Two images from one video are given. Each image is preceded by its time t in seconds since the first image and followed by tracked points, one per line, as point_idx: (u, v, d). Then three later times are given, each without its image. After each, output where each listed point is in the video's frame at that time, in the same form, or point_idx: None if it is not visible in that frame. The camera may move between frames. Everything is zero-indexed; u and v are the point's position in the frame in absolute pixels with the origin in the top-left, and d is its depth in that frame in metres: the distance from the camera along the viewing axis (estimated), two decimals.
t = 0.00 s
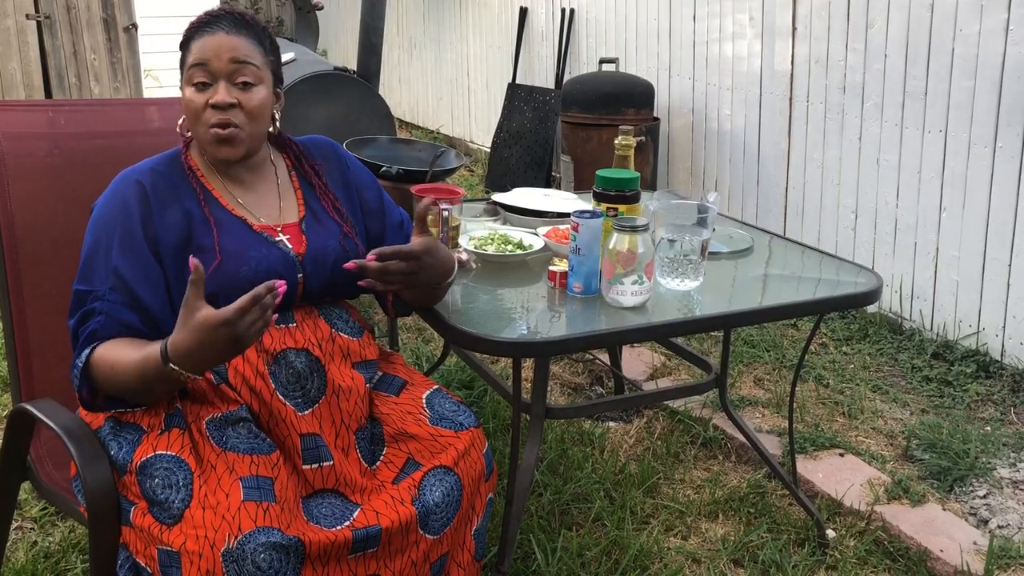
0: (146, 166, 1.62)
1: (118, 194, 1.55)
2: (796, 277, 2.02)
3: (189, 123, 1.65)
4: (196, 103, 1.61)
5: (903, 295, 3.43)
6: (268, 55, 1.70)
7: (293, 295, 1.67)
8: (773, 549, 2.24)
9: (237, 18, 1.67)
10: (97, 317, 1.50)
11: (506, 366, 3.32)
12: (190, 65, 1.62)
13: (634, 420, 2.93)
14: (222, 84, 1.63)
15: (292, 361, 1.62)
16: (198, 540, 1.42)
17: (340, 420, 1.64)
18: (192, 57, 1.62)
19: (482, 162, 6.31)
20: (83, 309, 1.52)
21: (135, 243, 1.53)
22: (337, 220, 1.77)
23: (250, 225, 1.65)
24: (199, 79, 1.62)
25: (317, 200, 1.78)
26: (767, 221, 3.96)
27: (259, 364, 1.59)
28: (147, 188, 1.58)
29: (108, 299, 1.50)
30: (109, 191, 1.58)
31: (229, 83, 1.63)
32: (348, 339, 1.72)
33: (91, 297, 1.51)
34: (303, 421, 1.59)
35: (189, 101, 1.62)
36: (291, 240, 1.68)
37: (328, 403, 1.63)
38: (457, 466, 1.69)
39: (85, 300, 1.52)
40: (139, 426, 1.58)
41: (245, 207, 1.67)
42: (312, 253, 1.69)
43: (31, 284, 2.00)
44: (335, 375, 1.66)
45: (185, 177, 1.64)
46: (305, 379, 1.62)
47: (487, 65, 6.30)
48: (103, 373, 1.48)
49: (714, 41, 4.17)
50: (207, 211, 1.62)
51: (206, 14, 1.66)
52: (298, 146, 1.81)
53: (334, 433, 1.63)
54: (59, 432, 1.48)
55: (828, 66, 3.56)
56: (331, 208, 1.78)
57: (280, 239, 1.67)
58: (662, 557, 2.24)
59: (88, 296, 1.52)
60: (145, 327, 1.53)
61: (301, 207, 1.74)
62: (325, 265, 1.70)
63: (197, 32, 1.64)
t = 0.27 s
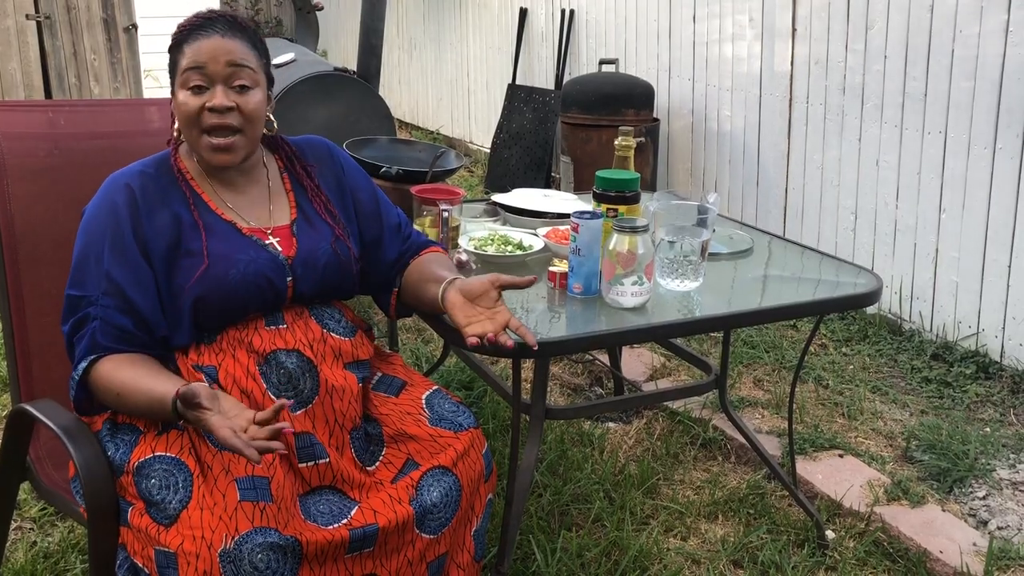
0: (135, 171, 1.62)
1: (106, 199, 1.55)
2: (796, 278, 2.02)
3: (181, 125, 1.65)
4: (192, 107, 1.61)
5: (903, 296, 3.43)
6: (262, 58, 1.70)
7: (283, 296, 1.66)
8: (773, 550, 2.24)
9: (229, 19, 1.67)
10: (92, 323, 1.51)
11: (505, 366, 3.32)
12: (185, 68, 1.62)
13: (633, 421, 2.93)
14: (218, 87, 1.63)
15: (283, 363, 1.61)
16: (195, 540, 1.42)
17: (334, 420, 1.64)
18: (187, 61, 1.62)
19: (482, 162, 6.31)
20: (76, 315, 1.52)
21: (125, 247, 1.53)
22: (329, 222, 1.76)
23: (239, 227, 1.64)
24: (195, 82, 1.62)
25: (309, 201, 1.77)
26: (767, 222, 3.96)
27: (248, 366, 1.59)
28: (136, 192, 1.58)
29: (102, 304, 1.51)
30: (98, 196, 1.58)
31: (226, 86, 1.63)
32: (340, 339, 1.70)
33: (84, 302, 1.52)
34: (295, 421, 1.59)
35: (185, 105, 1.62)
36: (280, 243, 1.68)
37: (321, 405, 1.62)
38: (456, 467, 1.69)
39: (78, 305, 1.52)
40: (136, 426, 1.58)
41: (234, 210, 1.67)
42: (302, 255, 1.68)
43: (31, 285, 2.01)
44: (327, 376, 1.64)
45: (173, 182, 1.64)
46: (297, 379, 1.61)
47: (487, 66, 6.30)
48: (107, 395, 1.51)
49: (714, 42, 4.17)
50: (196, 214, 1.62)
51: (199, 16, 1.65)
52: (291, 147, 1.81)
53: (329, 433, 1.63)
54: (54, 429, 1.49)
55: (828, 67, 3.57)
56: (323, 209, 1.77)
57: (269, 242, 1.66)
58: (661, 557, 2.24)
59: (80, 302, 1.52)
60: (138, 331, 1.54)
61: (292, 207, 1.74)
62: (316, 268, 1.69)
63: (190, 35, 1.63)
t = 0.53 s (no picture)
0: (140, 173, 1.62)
1: (110, 200, 1.56)
2: (796, 279, 2.02)
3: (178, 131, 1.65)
4: (183, 112, 1.61)
5: (902, 297, 3.43)
6: (254, 58, 1.70)
7: (287, 298, 1.66)
8: (772, 551, 2.24)
9: (216, 21, 1.67)
10: (97, 326, 1.51)
11: (505, 367, 3.32)
12: (176, 73, 1.62)
13: (633, 421, 2.93)
14: (207, 90, 1.62)
15: (287, 364, 1.61)
16: (197, 542, 1.42)
17: (336, 421, 1.64)
18: (176, 66, 1.62)
19: (482, 163, 6.31)
20: (82, 318, 1.53)
21: (129, 250, 1.53)
22: (331, 224, 1.76)
23: (243, 230, 1.64)
24: (185, 87, 1.62)
25: (312, 203, 1.77)
26: (766, 223, 3.96)
27: (253, 367, 1.59)
28: (140, 194, 1.58)
29: (107, 307, 1.51)
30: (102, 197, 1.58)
31: (216, 88, 1.63)
32: (343, 341, 1.71)
33: (89, 305, 1.52)
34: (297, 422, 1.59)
35: (177, 110, 1.62)
36: (284, 245, 1.68)
37: (324, 405, 1.63)
38: (456, 467, 1.69)
39: (82, 308, 1.53)
40: (138, 427, 1.58)
41: (236, 213, 1.67)
42: (307, 258, 1.68)
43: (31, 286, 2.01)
44: (330, 377, 1.65)
45: (176, 185, 1.64)
46: (299, 380, 1.61)
47: (487, 67, 6.30)
48: (113, 398, 1.51)
49: (714, 43, 4.17)
50: (201, 217, 1.62)
51: (186, 22, 1.66)
52: (292, 149, 1.82)
53: (330, 434, 1.63)
54: (56, 430, 1.48)
55: (827, 68, 3.57)
56: (326, 211, 1.77)
57: (273, 244, 1.66)
58: (660, 558, 2.24)
59: (85, 305, 1.53)
60: (144, 333, 1.54)
61: (295, 210, 1.74)
62: (319, 270, 1.69)
63: (179, 40, 1.64)
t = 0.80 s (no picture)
0: (142, 171, 1.62)
1: (113, 198, 1.56)
2: (793, 279, 2.03)
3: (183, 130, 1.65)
4: (192, 112, 1.61)
5: (900, 297, 3.43)
6: (261, 59, 1.70)
7: (288, 297, 1.66)
8: (771, 551, 2.24)
9: (225, 21, 1.67)
10: (97, 323, 1.51)
11: (504, 367, 3.33)
12: (184, 73, 1.62)
13: (631, 421, 2.93)
14: (217, 90, 1.62)
15: (286, 362, 1.61)
16: (195, 541, 1.42)
17: (335, 420, 1.64)
18: (185, 66, 1.62)
19: (480, 164, 6.32)
20: (82, 314, 1.53)
21: (132, 248, 1.53)
22: (331, 223, 1.76)
23: (244, 229, 1.64)
24: (194, 87, 1.62)
25: (313, 202, 1.77)
26: (764, 223, 3.97)
27: (252, 365, 1.59)
28: (142, 192, 1.58)
29: (108, 304, 1.51)
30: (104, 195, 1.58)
31: (226, 89, 1.63)
32: (343, 339, 1.71)
33: (90, 302, 1.52)
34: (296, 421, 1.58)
35: (186, 110, 1.62)
36: (285, 244, 1.68)
37: (323, 403, 1.63)
38: (454, 467, 1.69)
39: (83, 305, 1.53)
40: (136, 426, 1.58)
41: (238, 213, 1.67)
42: (308, 257, 1.68)
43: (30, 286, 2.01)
44: (330, 376, 1.65)
45: (177, 183, 1.64)
46: (299, 379, 1.61)
47: (485, 67, 6.31)
48: (113, 394, 1.51)
49: (712, 44, 4.17)
50: (202, 216, 1.62)
51: (195, 20, 1.65)
52: (293, 149, 1.82)
53: (329, 433, 1.63)
54: (54, 430, 1.48)
55: (826, 68, 3.57)
56: (326, 210, 1.78)
57: (274, 243, 1.66)
58: (659, 558, 2.24)
59: (86, 301, 1.53)
60: (144, 331, 1.54)
61: (296, 209, 1.74)
62: (320, 269, 1.69)
63: (187, 39, 1.63)
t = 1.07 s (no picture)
0: (138, 168, 1.62)
1: (109, 194, 1.55)
2: (790, 278, 2.03)
3: (202, 132, 1.62)
4: (222, 121, 1.59)
5: (896, 296, 3.44)
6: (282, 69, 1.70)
7: (285, 294, 1.66)
8: (767, 550, 2.25)
9: (252, 30, 1.65)
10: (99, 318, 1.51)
11: (500, 366, 3.33)
12: (217, 82, 1.59)
13: (628, 421, 2.94)
14: (250, 102, 1.61)
15: (283, 359, 1.62)
16: (190, 540, 1.42)
17: (332, 417, 1.63)
18: (218, 74, 1.59)
19: (477, 163, 6.32)
20: (82, 310, 1.52)
21: (131, 243, 1.53)
22: (327, 220, 1.77)
23: (240, 226, 1.65)
24: (226, 96, 1.59)
25: (308, 198, 1.78)
26: (761, 223, 3.97)
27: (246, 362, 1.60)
28: (139, 189, 1.58)
29: (109, 300, 1.51)
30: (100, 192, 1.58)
31: (258, 102, 1.62)
32: (339, 336, 1.71)
33: (90, 298, 1.52)
34: (293, 419, 1.58)
35: (213, 118, 1.59)
36: (281, 241, 1.68)
37: (319, 400, 1.62)
38: (449, 466, 1.69)
39: (84, 300, 1.52)
40: (133, 425, 1.58)
41: (235, 209, 1.67)
42: (303, 252, 1.68)
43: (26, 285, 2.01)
44: (326, 373, 1.65)
45: (174, 180, 1.64)
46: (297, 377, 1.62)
47: (482, 67, 6.31)
48: (131, 380, 1.50)
49: (708, 44, 4.18)
50: (198, 213, 1.62)
51: (224, 26, 1.62)
52: (288, 146, 1.82)
53: (326, 430, 1.63)
54: (53, 431, 1.47)
55: (822, 68, 3.58)
56: (321, 206, 1.78)
57: (271, 240, 1.66)
58: (656, 557, 2.24)
59: (85, 298, 1.52)
60: (145, 327, 1.55)
61: (291, 206, 1.74)
62: (316, 265, 1.69)
63: (219, 46, 1.60)
